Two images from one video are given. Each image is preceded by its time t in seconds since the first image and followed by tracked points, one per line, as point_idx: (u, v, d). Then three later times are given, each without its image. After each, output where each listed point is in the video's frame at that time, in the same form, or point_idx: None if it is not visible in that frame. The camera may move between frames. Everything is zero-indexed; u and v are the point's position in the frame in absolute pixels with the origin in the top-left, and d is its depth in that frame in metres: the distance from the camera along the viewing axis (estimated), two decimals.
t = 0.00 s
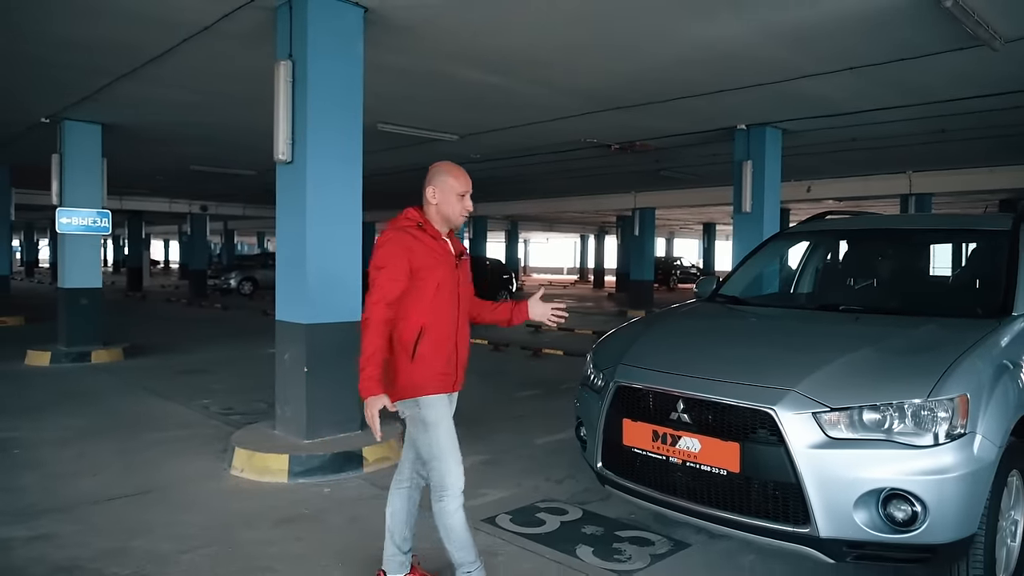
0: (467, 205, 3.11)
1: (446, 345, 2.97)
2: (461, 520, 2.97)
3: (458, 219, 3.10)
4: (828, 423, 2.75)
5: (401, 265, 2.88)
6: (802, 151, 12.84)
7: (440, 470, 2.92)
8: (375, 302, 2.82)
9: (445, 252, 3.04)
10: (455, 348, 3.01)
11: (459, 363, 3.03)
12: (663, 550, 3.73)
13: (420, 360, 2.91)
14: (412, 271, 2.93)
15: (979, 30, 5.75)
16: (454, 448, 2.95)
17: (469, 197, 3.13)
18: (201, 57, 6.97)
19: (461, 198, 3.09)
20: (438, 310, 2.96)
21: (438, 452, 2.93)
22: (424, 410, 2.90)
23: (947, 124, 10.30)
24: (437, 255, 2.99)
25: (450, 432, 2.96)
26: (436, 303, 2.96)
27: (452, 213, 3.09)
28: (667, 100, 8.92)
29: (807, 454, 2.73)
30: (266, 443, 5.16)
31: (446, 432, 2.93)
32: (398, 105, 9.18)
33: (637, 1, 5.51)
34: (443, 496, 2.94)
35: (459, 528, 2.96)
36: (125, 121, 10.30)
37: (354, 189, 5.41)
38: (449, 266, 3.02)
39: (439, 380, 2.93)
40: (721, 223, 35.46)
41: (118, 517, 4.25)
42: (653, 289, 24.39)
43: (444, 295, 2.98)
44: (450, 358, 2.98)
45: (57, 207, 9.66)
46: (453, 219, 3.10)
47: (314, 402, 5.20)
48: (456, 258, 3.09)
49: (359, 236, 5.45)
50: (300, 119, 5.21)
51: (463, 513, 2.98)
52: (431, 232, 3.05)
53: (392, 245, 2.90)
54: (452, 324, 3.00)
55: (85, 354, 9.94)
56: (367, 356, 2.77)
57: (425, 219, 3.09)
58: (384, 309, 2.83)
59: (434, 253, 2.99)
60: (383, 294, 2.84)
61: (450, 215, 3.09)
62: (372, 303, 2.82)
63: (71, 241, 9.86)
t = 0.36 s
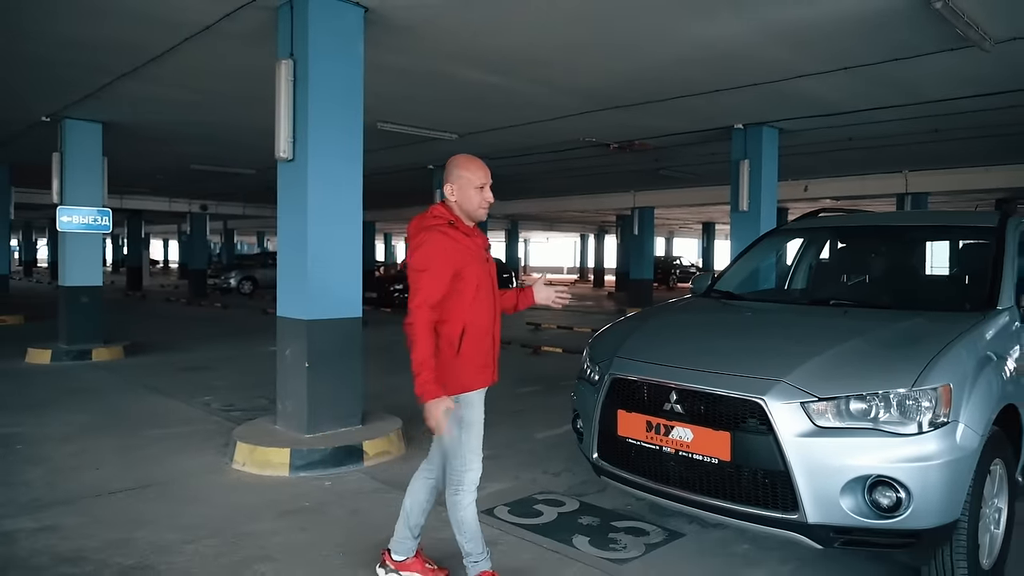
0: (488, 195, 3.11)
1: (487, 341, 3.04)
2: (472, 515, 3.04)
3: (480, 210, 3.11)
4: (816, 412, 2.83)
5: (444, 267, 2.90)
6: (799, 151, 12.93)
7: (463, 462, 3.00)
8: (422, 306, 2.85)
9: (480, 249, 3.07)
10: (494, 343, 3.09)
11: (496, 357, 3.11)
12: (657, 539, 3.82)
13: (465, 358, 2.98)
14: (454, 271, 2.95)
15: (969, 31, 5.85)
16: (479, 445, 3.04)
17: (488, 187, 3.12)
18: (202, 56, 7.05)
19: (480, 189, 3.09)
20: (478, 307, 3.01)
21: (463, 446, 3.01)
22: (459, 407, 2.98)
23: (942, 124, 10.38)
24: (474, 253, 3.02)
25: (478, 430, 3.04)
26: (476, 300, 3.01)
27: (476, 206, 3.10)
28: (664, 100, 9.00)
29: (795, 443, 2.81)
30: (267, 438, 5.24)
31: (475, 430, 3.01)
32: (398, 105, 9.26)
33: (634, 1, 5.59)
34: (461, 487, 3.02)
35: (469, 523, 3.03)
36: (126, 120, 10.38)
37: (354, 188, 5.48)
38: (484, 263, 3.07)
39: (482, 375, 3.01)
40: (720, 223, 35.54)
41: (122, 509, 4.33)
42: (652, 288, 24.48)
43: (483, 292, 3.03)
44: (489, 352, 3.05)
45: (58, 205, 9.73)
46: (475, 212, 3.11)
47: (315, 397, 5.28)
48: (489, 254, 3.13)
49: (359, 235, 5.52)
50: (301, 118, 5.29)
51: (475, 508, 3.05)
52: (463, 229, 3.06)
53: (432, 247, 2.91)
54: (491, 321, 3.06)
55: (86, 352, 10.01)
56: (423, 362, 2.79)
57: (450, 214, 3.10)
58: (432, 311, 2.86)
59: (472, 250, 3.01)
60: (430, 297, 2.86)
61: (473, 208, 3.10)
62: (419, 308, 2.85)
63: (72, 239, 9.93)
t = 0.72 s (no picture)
0: (484, 189, 3.13)
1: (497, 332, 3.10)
2: (461, 504, 3.09)
3: (477, 204, 3.13)
4: (789, 400, 2.93)
5: (450, 261, 2.95)
6: (789, 150, 13.05)
7: (452, 452, 3.06)
8: (442, 300, 2.87)
9: (483, 241, 3.12)
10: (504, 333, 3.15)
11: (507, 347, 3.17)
12: (640, 526, 3.91)
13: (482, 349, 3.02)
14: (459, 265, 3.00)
15: (948, 32, 5.99)
16: (474, 437, 3.06)
17: (485, 181, 3.15)
18: (195, 55, 7.12)
19: (476, 183, 3.12)
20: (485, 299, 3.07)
21: (455, 436, 3.06)
22: (460, 399, 3.02)
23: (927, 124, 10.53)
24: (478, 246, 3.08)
25: (476, 422, 3.05)
26: (483, 292, 3.06)
27: (471, 199, 3.13)
28: (653, 99, 9.09)
29: (769, 429, 2.91)
30: (258, 431, 5.31)
31: (471, 421, 3.03)
32: (389, 104, 9.34)
33: (621, 2, 5.69)
34: (448, 476, 3.08)
35: (457, 511, 3.08)
36: (118, 118, 10.43)
37: (345, 185, 5.56)
38: (489, 255, 3.12)
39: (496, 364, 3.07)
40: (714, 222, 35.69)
41: (114, 501, 4.40)
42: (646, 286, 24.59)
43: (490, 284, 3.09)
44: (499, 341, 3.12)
45: (49, 203, 9.78)
46: (473, 206, 3.13)
47: (306, 390, 5.37)
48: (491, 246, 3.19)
49: (349, 231, 5.60)
50: (292, 116, 5.37)
51: (465, 497, 3.09)
52: (464, 223, 3.11)
53: (439, 243, 2.95)
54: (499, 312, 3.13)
55: (79, 349, 10.06)
56: (465, 350, 2.79)
57: (451, 209, 3.15)
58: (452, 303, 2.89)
59: (475, 244, 3.07)
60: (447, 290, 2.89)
61: (469, 201, 3.13)
62: (440, 302, 2.86)
63: (65, 237, 9.98)
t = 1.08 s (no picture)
0: (460, 186, 3.13)
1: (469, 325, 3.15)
2: (435, 491, 3.14)
3: (453, 202, 3.14)
4: (752, 387, 3.04)
5: (411, 256, 3.02)
6: (770, 149, 13.22)
7: (424, 440, 3.12)
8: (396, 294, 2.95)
9: (456, 237, 3.17)
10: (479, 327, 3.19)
11: (484, 341, 3.20)
12: (614, 514, 4.01)
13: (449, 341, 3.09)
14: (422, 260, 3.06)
15: (917, 34, 6.13)
16: (446, 426, 3.11)
17: (462, 177, 3.14)
18: (177, 52, 7.17)
19: (451, 179, 3.13)
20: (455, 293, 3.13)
21: (428, 425, 3.12)
22: (429, 389, 3.08)
23: (903, 123, 10.71)
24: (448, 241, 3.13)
25: (449, 411, 3.10)
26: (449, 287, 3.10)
27: (446, 195, 3.14)
28: (633, 98, 9.20)
29: (732, 415, 3.02)
30: (240, 425, 5.37)
31: (442, 409, 3.08)
32: (372, 102, 9.40)
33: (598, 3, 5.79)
34: (421, 463, 3.15)
35: (430, 497, 3.15)
36: (101, 115, 10.43)
37: (327, 182, 5.63)
38: (461, 250, 3.16)
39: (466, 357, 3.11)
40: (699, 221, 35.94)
41: (96, 493, 4.45)
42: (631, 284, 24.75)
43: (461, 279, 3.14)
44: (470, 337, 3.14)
45: (32, 200, 9.77)
46: (448, 203, 3.14)
47: (287, 384, 5.43)
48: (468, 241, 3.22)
49: (330, 227, 5.66)
50: (274, 113, 5.43)
51: (439, 485, 3.14)
52: (436, 219, 3.15)
53: (403, 239, 3.03)
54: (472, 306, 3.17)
55: (61, 347, 10.05)
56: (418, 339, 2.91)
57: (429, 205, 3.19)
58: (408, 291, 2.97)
59: (445, 240, 3.12)
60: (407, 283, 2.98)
61: (444, 197, 3.14)
62: (393, 297, 2.95)
63: (47, 234, 9.97)
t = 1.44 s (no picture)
0: (439, 182, 2.99)
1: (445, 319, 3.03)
2: (407, 480, 3.14)
3: (431, 197, 3.01)
4: (710, 377, 3.14)
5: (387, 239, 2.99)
6: (742, 149, 13.41)
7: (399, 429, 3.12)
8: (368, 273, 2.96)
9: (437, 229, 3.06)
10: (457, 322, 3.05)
11: (462, 337, 3.05)
12: (581, 503, 4.10)
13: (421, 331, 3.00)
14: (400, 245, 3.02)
15: (878, 36, 6.29)
16: (418, 417, 3.07)
17: (442, 173, 2.99)
18: (149, 49, 7.15)
19: (430, 175, 2.98)
20: (432, 284, 3.03)
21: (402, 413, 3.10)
22: (403, 380, 3.04)
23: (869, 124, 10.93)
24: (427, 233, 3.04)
25: (423, 402, 3.05)
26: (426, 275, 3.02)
27: (423, 188, 3.00)
28: (606, 98, 9.31)
29: (691, 404, 3.12)
30: (212, 421, 5.38)
31: (411, 399, 3.04)
32: (347, 100, 9.42)
33: (569, 3, 5.88)
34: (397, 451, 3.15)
35: (401, 485, 3.16)
36: (72, 112, 10.35)
37: (299, 179, 5.65)
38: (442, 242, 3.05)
39: (437, 351, 3.01)
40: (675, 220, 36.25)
41: (66, 489, 4.45)
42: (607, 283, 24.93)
43: (439, 270, 3.04)
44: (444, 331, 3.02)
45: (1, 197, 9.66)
46: (427, 198, 3.02)
47: (260, 380, 5.46)
48: (453, 235, 3.08)
49: (302, 224, 5.69)
50: (246, 110, 5.45)
51: (411, 473, 3.13)
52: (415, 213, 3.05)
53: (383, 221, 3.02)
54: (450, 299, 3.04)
55: (32, 346, 9.96)
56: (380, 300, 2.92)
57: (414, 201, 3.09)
58: (422, 202, 2.95)
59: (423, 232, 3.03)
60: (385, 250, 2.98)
61: (421, 190, 3.01)
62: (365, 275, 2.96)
63: (17, 231, 9.87)
